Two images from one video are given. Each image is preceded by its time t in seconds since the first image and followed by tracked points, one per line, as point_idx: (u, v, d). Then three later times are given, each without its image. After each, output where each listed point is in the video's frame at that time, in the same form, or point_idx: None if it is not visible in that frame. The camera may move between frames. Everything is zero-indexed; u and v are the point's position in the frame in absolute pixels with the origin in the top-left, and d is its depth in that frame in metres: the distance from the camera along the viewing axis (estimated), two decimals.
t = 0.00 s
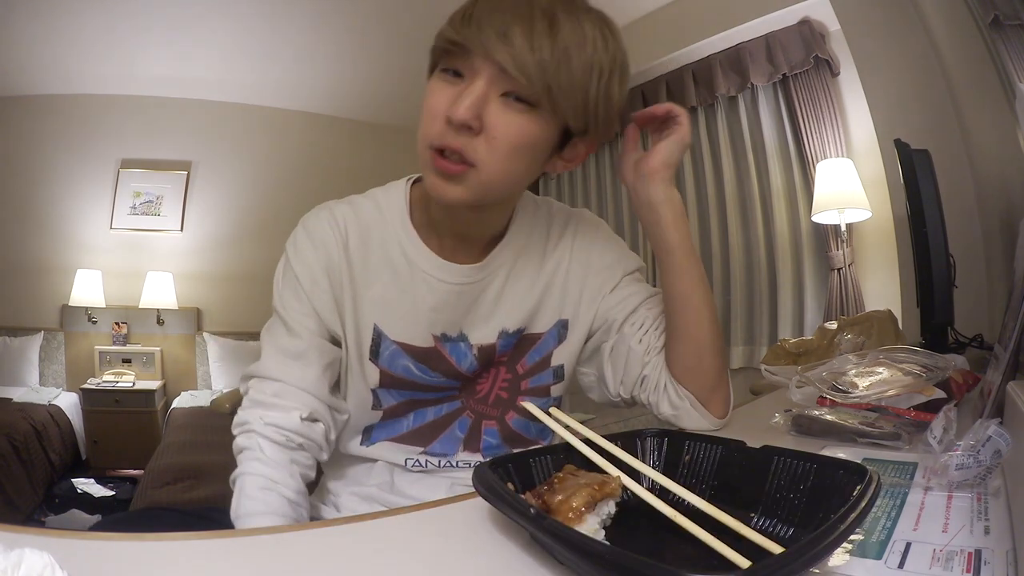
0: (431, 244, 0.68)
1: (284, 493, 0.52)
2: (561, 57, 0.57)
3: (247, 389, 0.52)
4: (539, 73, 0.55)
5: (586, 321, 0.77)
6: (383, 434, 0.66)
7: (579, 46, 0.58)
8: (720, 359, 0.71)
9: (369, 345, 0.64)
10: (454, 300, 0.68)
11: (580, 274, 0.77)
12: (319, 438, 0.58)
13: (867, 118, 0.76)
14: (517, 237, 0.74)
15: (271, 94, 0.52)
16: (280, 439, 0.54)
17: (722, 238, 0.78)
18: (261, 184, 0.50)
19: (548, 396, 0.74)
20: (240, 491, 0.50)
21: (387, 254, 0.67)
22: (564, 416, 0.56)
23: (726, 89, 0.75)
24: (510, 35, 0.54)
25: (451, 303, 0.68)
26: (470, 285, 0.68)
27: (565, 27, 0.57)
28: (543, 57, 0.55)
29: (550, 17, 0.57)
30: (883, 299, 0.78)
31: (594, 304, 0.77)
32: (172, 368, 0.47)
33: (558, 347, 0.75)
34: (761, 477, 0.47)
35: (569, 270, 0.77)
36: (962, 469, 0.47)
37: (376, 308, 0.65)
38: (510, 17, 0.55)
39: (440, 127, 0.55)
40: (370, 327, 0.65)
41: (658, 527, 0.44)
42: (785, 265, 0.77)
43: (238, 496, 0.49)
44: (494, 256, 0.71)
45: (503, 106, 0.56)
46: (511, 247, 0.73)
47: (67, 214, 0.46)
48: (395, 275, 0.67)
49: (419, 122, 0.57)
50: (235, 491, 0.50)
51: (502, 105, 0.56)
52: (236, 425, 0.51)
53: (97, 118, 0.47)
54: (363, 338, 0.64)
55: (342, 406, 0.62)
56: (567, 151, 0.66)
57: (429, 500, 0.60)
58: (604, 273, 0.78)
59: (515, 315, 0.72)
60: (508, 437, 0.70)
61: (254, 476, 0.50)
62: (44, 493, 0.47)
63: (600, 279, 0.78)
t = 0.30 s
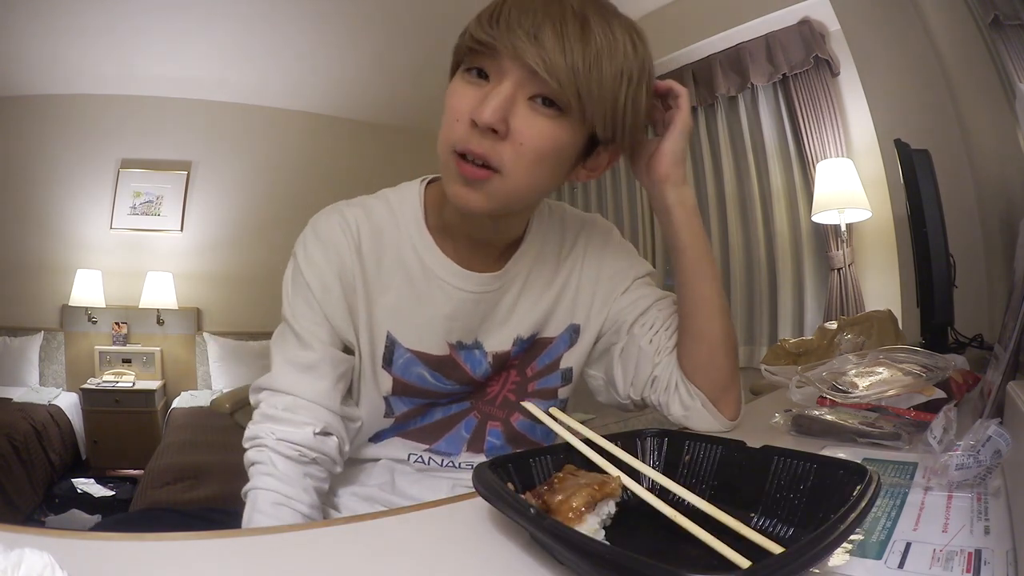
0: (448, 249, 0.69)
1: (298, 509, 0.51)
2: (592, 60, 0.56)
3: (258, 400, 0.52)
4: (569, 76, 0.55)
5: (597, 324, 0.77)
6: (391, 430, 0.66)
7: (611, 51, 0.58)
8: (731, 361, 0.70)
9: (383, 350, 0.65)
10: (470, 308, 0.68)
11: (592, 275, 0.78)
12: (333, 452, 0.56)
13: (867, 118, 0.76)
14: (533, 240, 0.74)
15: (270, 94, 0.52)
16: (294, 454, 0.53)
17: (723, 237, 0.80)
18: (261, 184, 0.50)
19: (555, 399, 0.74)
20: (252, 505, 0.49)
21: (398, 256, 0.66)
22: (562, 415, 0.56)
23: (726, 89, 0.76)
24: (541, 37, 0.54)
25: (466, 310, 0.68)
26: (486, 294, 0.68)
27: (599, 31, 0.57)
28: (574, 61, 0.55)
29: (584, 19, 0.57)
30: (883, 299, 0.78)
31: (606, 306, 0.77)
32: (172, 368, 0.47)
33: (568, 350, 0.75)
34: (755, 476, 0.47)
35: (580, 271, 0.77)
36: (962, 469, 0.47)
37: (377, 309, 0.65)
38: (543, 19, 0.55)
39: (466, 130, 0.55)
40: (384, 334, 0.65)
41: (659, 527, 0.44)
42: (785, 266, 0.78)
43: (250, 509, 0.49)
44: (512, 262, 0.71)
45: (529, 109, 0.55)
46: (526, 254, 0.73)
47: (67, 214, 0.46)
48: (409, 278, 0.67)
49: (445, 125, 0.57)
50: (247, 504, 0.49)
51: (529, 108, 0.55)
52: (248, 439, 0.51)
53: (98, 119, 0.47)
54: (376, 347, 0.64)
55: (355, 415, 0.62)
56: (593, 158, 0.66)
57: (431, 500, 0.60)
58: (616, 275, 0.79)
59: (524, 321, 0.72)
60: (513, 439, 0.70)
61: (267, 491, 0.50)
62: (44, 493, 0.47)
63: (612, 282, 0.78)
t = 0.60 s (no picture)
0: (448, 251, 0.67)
1: (302, 510, 0.51)
2: (582, 82, 0.54)
3: (265, 400, 0.53)
4: (556, 98, 0.54)
5: (600, 325, 0.77)
6: (394, 432, 0.66)
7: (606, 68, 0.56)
8: (731, 362, 0.70)
9: (387, 350, 0.65)
10: (475, 310, 0.68)
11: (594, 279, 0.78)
12: (339, 453, 0.57)
13: (867, 118, 0.76)
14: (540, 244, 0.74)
15: (270, 94, 0.52)
16: (300, 454, 0.53)
17: (723, 238, 0.78)
18: (261, 184, 0.50)
19: (558, 400, 0.74)
20: (257, 505, 0.49)
21: (403, 260, 0.66)
22: (562, 415, 0.56)
23: (726, 89, 0.75)
24: (530, 55, 0.53)
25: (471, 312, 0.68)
26: (491, 296, 0.68)
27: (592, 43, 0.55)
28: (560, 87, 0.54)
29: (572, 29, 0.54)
30: (883, 299, 0.78)
31: (609, 307, 0.78)
32: (172, 368, 0.47)
33: (571, 352, 0.75)
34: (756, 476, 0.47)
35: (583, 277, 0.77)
36: (962, 469, 0.47)
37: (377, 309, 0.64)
38: (524, 36, 0.53)
39: (456, 162, 0.55)
40: (389, 334, 0.65)
41: (659, 527, 0.44)
42: (785, 266, 0.78)
43: (253, 510, 0.49)
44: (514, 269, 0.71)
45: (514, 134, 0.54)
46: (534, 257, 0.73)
47: (66, 214, 0.46)
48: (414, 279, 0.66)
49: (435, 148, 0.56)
50: (252, 505, 0.50)
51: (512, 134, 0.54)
52: (254, 440, 0.52)
53: (98, 118, 0.47)
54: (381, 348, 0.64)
55: (361, 415, 0.63)
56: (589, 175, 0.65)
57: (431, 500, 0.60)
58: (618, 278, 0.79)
59: (529, 323, 0.71)
60: (514, 441, 0.70)
61: (271, 492, 0.50)
62: (44, 493, 0.47)
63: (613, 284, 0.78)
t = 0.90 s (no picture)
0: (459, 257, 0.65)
1: (305, 509, 0.50)
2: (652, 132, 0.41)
3: (269, 402, 0.53)
4: (628, 232, 0.45)
5: (606, 325, 0.77)
6: (401, 432, 0.67)
7: (674, 218, 0.45)
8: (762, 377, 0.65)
9: (395, 354, 0.64)
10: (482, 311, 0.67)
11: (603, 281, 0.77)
12: (340, 455, 0.57)
13: (867, 119, 0.76)
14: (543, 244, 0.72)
15: (270, 95, 0.52)
16: (301, 456, 0.53)
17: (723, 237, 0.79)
18: (261, 185, 0.50)
19: (562, 399, 0.73)
20: (260, 505, 0.49)
21: (409, 261, 0.65)
22: (563, 415, 0.56)
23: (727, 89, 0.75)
24: (553, 92, 0.44)
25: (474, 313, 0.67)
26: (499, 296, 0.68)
27: (657, 216, 0.44)
28: (630, 140, 0.41)
29: (642, 109, 0.42)
30: (883, 299, 0.78)
31: (614, 309, 0.78)
32: (172, 368, 0.48)
33: (577, 350, 0.75)
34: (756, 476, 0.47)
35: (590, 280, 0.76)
36: (962, 469, 0.47)
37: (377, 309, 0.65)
38: (607, 184, 0.42)
39: (507, 221, 0.50)
40: (396, 338, 0.64)
41: (659, 527, 0.44)
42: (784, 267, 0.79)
43: (257, 509, 0.49)
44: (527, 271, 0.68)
45: (586, 238, 0.48)
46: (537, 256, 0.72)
47: (67, 214, 0.46)
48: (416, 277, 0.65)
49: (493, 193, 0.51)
50: (256, 504, 0.49)
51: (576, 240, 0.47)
52: (258, 441, 0.52)
53: (98, 118, 0.47)
54: (387, 354, 0.64)
55: (364, 416, 0.63)
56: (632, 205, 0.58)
57: (430, 499, 0.59)
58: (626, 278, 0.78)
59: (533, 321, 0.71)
60: (518, 440, 0.69)
61: (274, 491, 0.50)
62: (44, 493, 0.47)
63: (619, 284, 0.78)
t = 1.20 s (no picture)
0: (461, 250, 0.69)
1: (306, 507, 0.51)
2: (606, 23, 0.58)
3: (269, 398, 0.54)
4: (620, 85, 0.58)
5: (605, 321, 0.77)
6: (399, 430, 0.67)
7: (645, 58, 0.60)
8: (750, 368, 0.67)
9: (394, 349, 0.65)
10: (482, 308, 0.68)
11: (598, 278, 0.79)
12: (343, 451, 0.57)
13: (867, 119, 0.75)
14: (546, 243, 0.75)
15: (268, 94, 0.52)
16: (303, 451, 0.53)
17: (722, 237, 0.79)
18: (261, 184, 0.50)
19: (562, 397, 0.74)
20: (261, 502, 0.50)
21: (409, 259, 0.67)
22: (562, 415, 0.56)
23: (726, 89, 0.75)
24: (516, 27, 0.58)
25: (477, 311, 0.68)
26: (498, 293, 0.68)
27: (629, 50, 0.58)
28: (594, 27, 0.57)
29: (594, 17, 0.57)
30: (883, 299, 0.78)
31: (613, 306, 0.78)
32: (172, 368, 0.48)
33: (576, 348, 0.75)
34: (756, 476, 0.47)
35: (585, 279, 0.78)
36: (962, 469, 0.47)
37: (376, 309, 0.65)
38: (580, 27, 0.56)
39: (521, 128, 0.57)
40: (395, 333, 0.65)
41: (659, 528, 0.44)
42: (784, 267, 0.79)
43: (257, 507, 0.49)
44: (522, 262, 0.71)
45: (592, 112, 0.58)
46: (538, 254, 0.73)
47: (66, 214, 0.46)
48: (417, 275, 0.67)
49: (490, 126, 0.58)
50: (257, 501, 0.50)
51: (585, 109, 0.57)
52: (259, 437, 0.52)
53: (98, 118, 0.47)
54: (387, 346, 0.65)
55: (367, 412, 0.63)
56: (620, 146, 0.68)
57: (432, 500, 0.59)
58: (622, 276, 0.80)
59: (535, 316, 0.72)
60: (519, 438, 0.70)
61: (275, 489, 0.50)
62: (44, 493, 0.47)
63: (619, 280, 0.80)
